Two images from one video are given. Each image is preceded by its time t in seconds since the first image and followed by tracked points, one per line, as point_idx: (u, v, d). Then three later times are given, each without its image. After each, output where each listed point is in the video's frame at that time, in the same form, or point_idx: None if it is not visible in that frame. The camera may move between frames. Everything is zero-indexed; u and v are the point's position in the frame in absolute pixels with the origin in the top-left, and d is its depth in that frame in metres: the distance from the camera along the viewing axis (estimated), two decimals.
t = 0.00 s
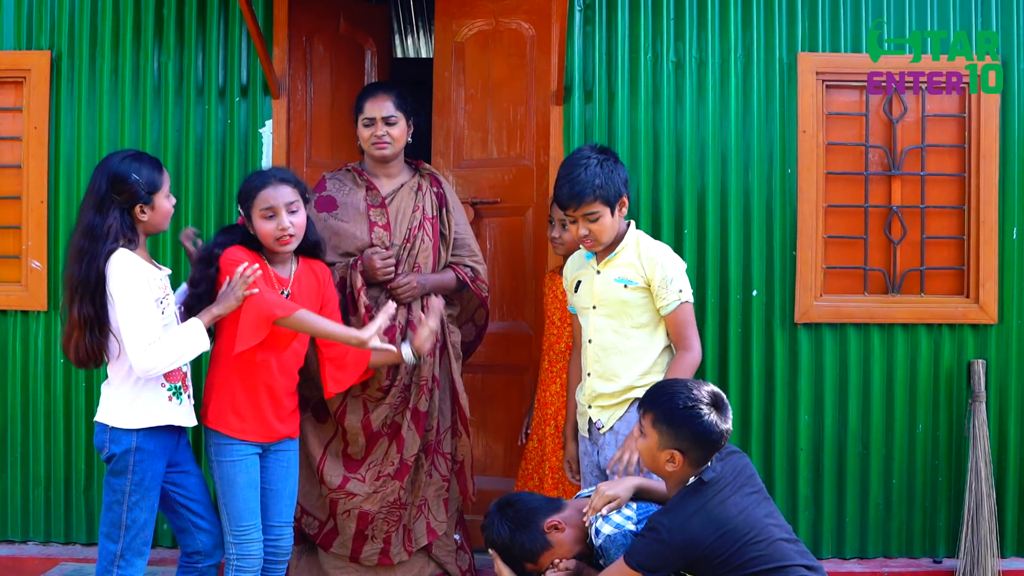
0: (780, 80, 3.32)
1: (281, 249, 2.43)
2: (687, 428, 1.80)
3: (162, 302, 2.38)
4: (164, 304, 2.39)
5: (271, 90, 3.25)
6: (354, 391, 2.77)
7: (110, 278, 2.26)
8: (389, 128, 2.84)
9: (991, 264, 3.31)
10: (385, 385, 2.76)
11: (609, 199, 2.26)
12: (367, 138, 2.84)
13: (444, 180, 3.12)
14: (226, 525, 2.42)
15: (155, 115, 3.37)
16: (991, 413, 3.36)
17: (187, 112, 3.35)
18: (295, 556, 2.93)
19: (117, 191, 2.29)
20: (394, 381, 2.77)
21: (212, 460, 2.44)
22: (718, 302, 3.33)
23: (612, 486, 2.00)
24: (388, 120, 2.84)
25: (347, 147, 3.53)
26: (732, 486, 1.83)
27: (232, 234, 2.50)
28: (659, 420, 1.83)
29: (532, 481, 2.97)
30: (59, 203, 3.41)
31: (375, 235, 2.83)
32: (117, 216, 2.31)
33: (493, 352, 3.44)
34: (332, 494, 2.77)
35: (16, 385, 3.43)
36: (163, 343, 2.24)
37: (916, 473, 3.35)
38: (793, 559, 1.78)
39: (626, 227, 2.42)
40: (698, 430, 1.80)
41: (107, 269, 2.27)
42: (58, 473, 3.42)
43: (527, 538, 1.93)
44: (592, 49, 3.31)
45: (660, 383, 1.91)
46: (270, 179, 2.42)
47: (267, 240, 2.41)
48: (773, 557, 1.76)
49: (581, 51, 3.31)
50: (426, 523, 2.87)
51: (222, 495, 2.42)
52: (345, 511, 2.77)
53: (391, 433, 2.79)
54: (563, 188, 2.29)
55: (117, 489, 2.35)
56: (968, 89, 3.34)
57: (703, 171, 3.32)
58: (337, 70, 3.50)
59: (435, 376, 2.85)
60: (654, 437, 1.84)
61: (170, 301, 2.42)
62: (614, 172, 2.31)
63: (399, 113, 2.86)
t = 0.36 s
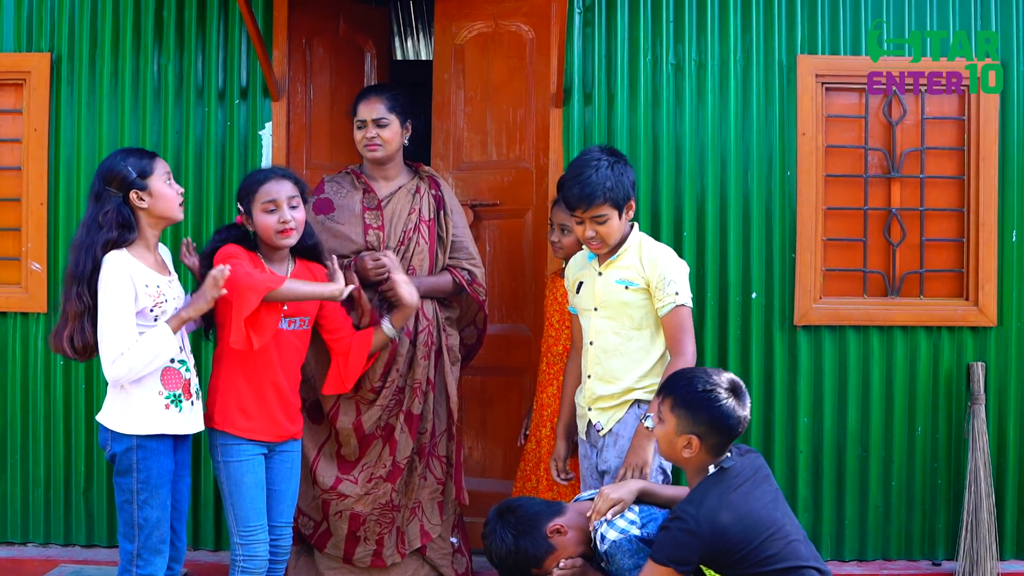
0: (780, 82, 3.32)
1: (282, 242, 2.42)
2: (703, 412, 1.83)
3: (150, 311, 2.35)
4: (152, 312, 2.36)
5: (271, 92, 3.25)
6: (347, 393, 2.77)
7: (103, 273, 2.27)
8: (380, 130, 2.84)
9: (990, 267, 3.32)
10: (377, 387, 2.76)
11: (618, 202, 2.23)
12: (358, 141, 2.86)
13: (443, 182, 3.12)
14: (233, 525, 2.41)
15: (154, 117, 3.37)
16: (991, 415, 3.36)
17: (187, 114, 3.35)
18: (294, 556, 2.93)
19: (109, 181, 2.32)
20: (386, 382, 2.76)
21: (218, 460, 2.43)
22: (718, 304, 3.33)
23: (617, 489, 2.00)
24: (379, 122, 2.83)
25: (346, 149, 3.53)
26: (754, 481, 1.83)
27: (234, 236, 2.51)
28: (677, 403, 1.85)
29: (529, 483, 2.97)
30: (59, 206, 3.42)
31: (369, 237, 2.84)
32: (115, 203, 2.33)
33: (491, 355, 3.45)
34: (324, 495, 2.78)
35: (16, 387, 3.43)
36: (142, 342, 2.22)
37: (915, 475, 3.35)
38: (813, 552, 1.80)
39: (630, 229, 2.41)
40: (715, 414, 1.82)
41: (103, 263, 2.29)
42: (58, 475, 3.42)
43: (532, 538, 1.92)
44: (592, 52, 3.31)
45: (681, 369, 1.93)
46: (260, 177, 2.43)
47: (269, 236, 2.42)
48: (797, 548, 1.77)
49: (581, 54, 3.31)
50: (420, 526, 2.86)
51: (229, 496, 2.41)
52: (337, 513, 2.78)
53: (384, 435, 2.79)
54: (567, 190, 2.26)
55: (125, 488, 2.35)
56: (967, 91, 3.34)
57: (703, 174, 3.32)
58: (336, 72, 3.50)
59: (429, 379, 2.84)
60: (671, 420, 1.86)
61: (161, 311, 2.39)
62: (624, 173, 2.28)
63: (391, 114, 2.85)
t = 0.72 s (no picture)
0: (780, 84, 3.32)
1: (279, 242, 2.45)
2: (742, 403, 1.80)
3: (155, 306, 2.37)
4: (157, 307, 2.38)
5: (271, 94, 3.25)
6: (352, 387, 2.80)
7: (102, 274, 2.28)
8: (378, 133, 2.84)
9: (990, 269, 3.32)
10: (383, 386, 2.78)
11: (639, 207, 2.21)
12: (358, 143, 2.86)
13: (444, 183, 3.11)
14: (235, 527, 2.41)
15: (155, 119, 3.38)
16: (991, 417, 3.36)
17: (187, 116, 3.36)
18: (294, 556, 2.93)
19: (111, 184, 2.33)
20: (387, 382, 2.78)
21: (221, 462, 2.43)
22: (717, 306, 3.33)
23: (617, 494, 2.00)
24: (377, 125, 2.84)
25: (346, 151, 3.52)
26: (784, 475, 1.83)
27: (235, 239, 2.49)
28: (717, 392, 1.83)
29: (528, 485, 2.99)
30: (60, 207, 3.42)
31: (366, 239, 2.86)
32: (110, 209, 2.34)
33: (492, 357, 3.45)
34: (322, 495, 2.80)
35: (17, 388, 3.44)
36: (154, 334, 2.23)
37: (915, 477, 3.35)
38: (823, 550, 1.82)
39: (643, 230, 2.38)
40: (753, 405, 1.80)
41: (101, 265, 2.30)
42: (58, 476, 3.43)
43: (533, 540, 1.93)
44: (592, 53, 3.31)
45: (718, 360, 1.91)
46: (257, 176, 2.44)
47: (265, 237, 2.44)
48: (820, 541, 1.78)
49: (580, 56, 3.32)
50: (417, 528, 2.86)
51: (231, 497, 2.42)
52: (335, 513, 2.80)
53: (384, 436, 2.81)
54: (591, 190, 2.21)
55: (121, 488, 2.35)
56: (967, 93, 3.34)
57: (702, 175, 3.32)
58: (336, 74, 3.50)
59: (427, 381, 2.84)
60: (709, 409, 1.84)
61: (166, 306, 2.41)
62: (647, 176, 2.24)
63: (390, 117, 2.85)
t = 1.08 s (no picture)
0: (781, 84, 3.33)
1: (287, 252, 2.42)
2: (763, 391, 1.81)
3: (138, 307, 2.36)
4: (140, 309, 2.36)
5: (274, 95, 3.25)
6: (358, 382, 2.81)
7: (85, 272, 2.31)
8: (383, 134, 2.84)
9: (992, 269, 3.32)
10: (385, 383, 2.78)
11: (648, 205, 2.19)
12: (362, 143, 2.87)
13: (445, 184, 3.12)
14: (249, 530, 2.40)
15: (158, 119, 3.39)
16: (993, 417, 3.36)
17: (189, 117, 3.36)
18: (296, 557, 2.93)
19: (100, 184, 2.35)
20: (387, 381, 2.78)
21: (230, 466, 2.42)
22: (718, 306, 3.33)
23: (620, 496, 2.01)
24: (383, 126, 2.85)
25: (347, 152, 3.53)
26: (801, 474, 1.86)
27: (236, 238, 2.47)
28: (738, 382, 1.83)
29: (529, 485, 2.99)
30: (62, 208, 3.43)
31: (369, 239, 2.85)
32: (99, 210, 2.36)
33: (494, 356, 3.45)
34: (324, 495, 2.81)
35: (20, 388, 3.45)
36: (128, 333, 2.24)
37: (917, 477, 3.35)
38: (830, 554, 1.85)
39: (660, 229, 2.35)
40: (775, 394, 1.80)
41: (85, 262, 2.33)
42: (61, 477, 3.44)
43: (544, 540, 1.89)
44: (594, 54, 3.32)
45: (734, 352, 1.91)
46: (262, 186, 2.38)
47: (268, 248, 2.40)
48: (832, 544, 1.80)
49: (582, 57, 3.32)
50: (419, 528, 2.87)
51: (245, 500, 2.41)
52: (336, 513, 2.81)
53: (386, 436, 2.80)
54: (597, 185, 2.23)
55: (113, 489, 2.36)
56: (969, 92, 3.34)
57: (704, 175, 3.32)
58: (338, 75, 3.51)
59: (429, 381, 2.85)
60: (730, 400, 1.83)
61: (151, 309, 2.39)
62: (661, 176, 2.21)
63: (395, 119, 2.86)
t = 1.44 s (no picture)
0: (785, 83, 3.33)
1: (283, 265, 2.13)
2: (770, 388, 1.81)
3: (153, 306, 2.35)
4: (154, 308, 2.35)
5: (279, 95, 3.16)
6: (356, 393, 2.87)
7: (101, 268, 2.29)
8: (415, 135, 2.91)
9: (996, 268, 3.32)
10: (383, 385, 2.79)
11: (643, 193, 2.22)
12: (391, 141, 2.88)
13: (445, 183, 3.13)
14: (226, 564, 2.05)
15: (163, 118, 3.39)
16: (997, 416, 3.36)
17: (195, 116, 3.37)
18: (301, 556, 2.94)
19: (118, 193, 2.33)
20: (393, 379, 2.80)
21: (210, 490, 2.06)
22: (723, 305, 3.34)
23: (625, 495, 2.01)
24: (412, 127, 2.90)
25: (352, 151, 3.53)
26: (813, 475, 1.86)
27: (225, 246, 2.19)
28: (745, 380, 1.83)
29: (535, 483, 3.00)
30: (68, 207, 3.44)
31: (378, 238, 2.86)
32: (125, 217, 2.34)
33: (497, 354, 3.46)
34: (334, 496, 2.79)
35: (26, 386, 3.45)
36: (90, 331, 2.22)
37: (921, 476, 3.36)
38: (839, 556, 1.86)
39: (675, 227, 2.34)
40: (782, 391, 1.81)
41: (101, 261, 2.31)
42: (66, 475, 3.45)
43: (549, 535, 1.91)
44: (598, 53, 3.33)
45: (737, 351, 1.92)
46: (271, 188, 2.12)
47: (262, 262, 2.11)
48: (841, 547, 1.81)
49: (586, 56, 3.33)
50: (430, 525, 2.87)
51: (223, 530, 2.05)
52: (347, 513, 2.80)
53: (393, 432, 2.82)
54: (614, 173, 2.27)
55: (116, 487, 2.36)
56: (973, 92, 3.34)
57: (708, 173, 3.33)
58: (343, 74, 3.51)
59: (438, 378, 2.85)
60: (739, 400, 1.84)
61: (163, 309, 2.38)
62: (669, 170, 2.22)
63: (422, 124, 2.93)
